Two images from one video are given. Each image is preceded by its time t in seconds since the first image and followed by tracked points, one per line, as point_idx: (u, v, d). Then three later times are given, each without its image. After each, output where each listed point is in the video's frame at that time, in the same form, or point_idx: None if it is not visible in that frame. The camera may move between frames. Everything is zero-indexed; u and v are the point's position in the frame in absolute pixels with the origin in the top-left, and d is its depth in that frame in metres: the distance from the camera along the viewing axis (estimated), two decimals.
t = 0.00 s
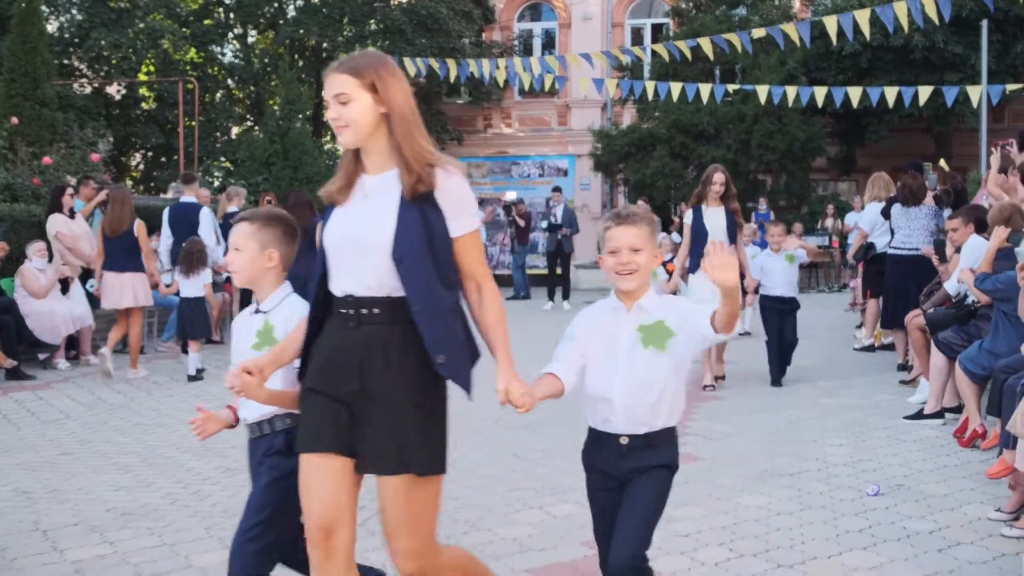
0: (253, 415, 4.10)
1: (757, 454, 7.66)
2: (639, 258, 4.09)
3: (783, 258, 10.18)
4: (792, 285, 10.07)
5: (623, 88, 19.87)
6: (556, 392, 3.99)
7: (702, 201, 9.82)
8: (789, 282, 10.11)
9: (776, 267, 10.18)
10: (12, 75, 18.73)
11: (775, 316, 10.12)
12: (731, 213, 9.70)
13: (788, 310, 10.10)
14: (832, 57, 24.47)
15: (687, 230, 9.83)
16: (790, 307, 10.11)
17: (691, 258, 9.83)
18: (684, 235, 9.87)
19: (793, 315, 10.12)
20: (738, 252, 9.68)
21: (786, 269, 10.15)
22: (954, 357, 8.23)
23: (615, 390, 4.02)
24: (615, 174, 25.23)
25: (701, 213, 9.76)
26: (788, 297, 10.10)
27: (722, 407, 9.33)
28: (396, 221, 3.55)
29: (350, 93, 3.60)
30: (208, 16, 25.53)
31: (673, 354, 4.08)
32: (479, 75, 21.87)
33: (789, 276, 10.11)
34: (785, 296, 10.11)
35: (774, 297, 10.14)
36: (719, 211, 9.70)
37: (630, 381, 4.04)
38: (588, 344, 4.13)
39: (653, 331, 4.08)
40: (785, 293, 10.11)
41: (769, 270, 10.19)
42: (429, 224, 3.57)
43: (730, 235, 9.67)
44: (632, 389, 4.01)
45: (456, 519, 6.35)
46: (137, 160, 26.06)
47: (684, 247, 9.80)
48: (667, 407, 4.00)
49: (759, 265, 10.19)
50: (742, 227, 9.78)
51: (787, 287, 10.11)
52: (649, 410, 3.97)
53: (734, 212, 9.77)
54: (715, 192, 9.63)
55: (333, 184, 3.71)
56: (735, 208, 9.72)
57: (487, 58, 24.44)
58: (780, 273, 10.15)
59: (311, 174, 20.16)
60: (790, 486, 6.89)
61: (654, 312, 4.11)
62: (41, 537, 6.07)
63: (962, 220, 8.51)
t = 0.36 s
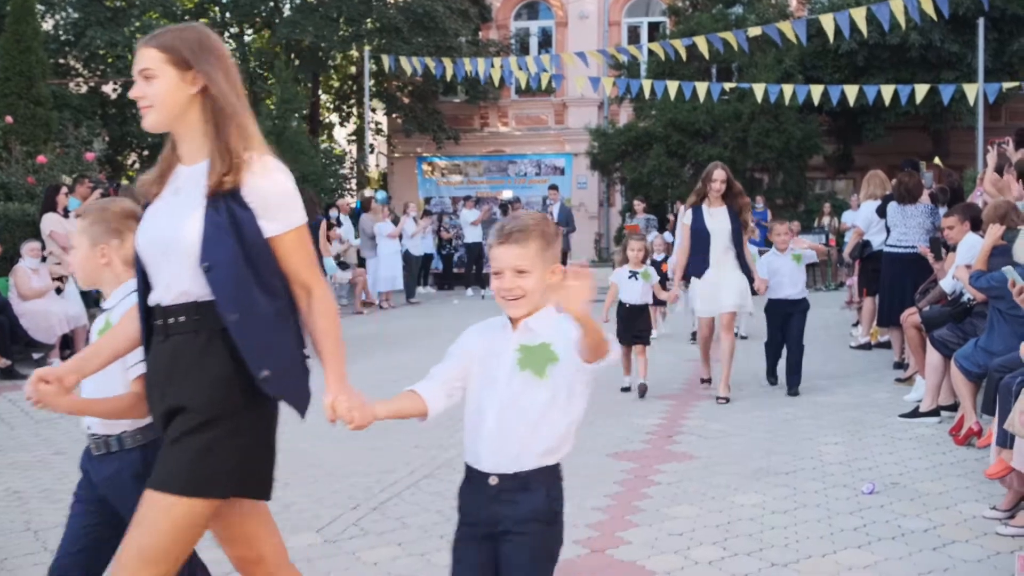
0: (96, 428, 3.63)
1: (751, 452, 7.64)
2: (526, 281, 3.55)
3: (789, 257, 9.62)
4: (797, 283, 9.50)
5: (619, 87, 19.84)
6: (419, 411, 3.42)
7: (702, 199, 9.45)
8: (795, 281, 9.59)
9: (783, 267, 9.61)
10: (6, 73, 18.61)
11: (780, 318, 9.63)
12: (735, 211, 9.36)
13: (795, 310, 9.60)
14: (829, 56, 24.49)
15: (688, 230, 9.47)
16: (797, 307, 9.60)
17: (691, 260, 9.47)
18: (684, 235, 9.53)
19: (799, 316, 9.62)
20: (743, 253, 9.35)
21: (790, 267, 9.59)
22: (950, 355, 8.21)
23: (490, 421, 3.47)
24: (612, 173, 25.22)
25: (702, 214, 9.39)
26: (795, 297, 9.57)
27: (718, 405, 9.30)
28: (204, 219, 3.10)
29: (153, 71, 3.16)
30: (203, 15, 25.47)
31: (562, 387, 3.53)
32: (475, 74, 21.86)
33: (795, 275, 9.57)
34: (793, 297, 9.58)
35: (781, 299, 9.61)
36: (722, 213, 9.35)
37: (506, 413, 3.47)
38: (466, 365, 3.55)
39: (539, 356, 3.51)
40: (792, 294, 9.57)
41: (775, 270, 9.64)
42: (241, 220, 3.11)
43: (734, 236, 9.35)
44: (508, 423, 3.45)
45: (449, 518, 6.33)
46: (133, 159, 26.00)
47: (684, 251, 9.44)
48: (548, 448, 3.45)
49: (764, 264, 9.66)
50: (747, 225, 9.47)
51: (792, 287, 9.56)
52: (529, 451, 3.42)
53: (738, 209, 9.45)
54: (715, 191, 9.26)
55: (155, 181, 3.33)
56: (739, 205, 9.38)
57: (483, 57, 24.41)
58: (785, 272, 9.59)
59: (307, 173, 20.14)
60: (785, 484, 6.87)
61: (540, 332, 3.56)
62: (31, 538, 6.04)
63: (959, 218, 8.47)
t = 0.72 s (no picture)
0: None
1: (743, 452, 7.62)
2: (315, 300, 2.87)
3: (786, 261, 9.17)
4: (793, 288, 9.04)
5: (612, 86, 19.84)
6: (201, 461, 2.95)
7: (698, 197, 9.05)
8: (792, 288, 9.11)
9: (780, 271, 9.15)
10: None
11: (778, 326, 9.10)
12: (731, 211, 8.94)
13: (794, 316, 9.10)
14: (822, 55, 24.49)
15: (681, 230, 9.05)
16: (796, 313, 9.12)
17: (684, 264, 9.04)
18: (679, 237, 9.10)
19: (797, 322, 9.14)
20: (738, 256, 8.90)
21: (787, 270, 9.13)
22: (942, 354, 8.20)
23: (276, 474, 2.98)
24: (605, 173, 25.21)
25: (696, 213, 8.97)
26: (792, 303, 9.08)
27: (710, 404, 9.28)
28: None
29: None
30: (196, 14, 25.43)
31: (359, 425, 2.98)
32: (468, 73, 21.85)
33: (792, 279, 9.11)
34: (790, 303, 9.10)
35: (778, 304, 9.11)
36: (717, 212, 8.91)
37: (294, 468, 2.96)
38: (261, 402, 3.04)
39: (323, 393, 2.95)
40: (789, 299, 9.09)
41: (771, 274, 9.18)
42: None
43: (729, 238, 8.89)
44: (295, 478, 2.95)
45: (438, 518, 6.30)
46: (126, 159, 25.97)
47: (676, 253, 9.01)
48: (348, 503, 3.00)
49: (759, 269, 9.20)
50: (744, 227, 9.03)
51: (789, 292, 9.09)
52: (319, 511, 2.96)
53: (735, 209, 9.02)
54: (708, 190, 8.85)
55: None
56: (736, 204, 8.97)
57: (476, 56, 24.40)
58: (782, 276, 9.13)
59: (300, 173, 20.13)
60: (777, 483, 6.85)
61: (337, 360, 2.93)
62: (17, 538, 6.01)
63: (951, 217, 8.46)
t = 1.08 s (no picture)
0: None
1: (727, 451, 7.59)
2: None
3: (776, 259, 8.72)
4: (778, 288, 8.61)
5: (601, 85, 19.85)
6: None
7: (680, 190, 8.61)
8: (780, 288, 8.69)
9: (768, 269, 8.71)
10: None
11: (760, 327, 8.71)
12: (716, 204, 8.53)
13: (776, 319, 8.64)
14: (810, 55, 24.51)
15: (662, 225, 8.59)
16: (780, 315, 8.66)
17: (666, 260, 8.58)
18: (660, 232, 8.63)
19: (780, 325, 8.66)
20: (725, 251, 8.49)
21: (775, 269, 8.69)
22: (927, 354, 8.20)
23: None
24: (593, 172, 25.20)
25: (679, 207, 8.53)
26: (776, 304, 8.64)
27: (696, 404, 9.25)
28: None
29: None
30: (183, 12, 25.36)
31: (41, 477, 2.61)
32: (456, 71, 21.83)
33: (778, 279, 8.67)
34: (773, 304, 8.66)
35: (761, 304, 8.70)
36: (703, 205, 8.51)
37: None
38: None
39: None
40: (774, 300, 8.66)
41: (759, 271, 8.72)
42: None
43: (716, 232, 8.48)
44: None
45: (420, 518, 6.26)
46: (112, 157, 25.87)
47: (659, 248, 8.55)
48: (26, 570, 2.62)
49: (747, 265, 8.73)
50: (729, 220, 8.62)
51: (773, 293, 8.66)
52: None
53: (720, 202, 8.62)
54: (695, 181, 8.43)
55: None
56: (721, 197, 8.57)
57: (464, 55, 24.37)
58: (769, 276, 8.69)
59: (287, 171, 20.07)
60: (762, 483, 6.83)
61: None
62: None
63: (937, 216, 8.46)
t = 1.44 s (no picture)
0: None
1: (710, 451, 7.58)
2: None
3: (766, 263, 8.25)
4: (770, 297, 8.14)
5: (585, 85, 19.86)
6: None
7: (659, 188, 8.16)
8: (770, 294, 8.22)
9: (758, 274, 8.24)
10: None
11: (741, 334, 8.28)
12: (698, 201, 8.08)
13: (770, 328, 8.24)
14: (794, 56, 24.57)
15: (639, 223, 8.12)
16: (774, 322, 8.26)
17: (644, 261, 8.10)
18: (637, 230, 8.16)
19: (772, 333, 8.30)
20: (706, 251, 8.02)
21: (765, 275, 8.21)
22: (909, 353, 8.20)
23: None
24: (578, 172, 25.20)
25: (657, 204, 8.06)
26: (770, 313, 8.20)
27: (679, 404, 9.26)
28: None
29: None
30: (167, 9, 25.28)
31: None
32: (440, 71, 21.81)
33: (770, 287, 8.19)
34: (767, 312, 8.22)
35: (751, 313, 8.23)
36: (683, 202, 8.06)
37: None
38: None
39: None
40: (766, 309, 8.21)
41: (748, 276, 8.27)
42: None
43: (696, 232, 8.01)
44: None
45: (400, 517, 6.21)
46: (94, 155, 25.79)
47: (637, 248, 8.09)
48: None
49: (734, 269, 8.29)
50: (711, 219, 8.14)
51: (766, 300, 8.19)
52: None
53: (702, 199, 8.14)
54: (673, 175, 7.98)
55: None
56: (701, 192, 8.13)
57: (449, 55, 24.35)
58: (760, 282, 8.21)
59: (271, 170, 19.99)
60: (743, 483, 6.81)
61: None
62: None
63: (920, 216, 8.46)
